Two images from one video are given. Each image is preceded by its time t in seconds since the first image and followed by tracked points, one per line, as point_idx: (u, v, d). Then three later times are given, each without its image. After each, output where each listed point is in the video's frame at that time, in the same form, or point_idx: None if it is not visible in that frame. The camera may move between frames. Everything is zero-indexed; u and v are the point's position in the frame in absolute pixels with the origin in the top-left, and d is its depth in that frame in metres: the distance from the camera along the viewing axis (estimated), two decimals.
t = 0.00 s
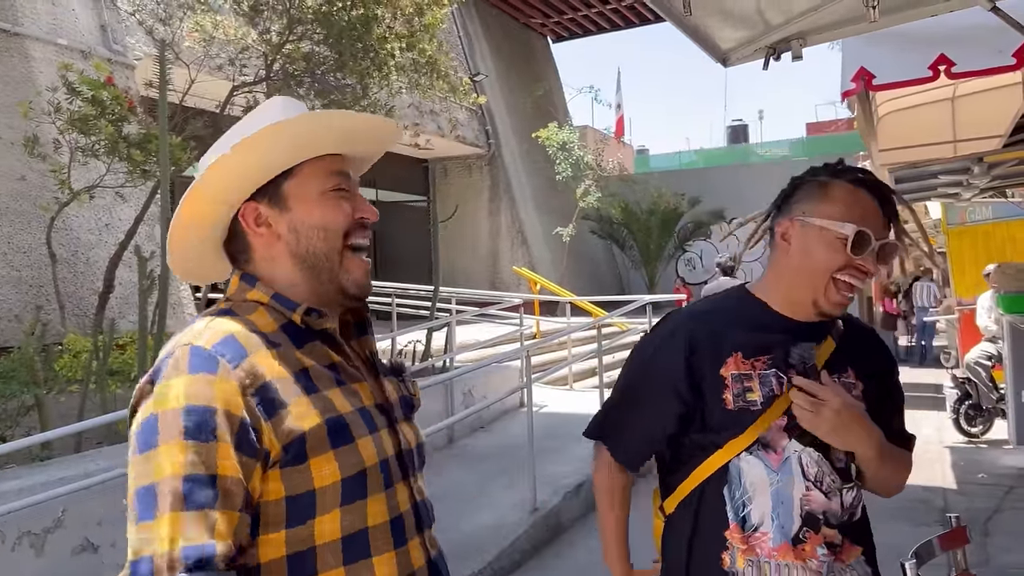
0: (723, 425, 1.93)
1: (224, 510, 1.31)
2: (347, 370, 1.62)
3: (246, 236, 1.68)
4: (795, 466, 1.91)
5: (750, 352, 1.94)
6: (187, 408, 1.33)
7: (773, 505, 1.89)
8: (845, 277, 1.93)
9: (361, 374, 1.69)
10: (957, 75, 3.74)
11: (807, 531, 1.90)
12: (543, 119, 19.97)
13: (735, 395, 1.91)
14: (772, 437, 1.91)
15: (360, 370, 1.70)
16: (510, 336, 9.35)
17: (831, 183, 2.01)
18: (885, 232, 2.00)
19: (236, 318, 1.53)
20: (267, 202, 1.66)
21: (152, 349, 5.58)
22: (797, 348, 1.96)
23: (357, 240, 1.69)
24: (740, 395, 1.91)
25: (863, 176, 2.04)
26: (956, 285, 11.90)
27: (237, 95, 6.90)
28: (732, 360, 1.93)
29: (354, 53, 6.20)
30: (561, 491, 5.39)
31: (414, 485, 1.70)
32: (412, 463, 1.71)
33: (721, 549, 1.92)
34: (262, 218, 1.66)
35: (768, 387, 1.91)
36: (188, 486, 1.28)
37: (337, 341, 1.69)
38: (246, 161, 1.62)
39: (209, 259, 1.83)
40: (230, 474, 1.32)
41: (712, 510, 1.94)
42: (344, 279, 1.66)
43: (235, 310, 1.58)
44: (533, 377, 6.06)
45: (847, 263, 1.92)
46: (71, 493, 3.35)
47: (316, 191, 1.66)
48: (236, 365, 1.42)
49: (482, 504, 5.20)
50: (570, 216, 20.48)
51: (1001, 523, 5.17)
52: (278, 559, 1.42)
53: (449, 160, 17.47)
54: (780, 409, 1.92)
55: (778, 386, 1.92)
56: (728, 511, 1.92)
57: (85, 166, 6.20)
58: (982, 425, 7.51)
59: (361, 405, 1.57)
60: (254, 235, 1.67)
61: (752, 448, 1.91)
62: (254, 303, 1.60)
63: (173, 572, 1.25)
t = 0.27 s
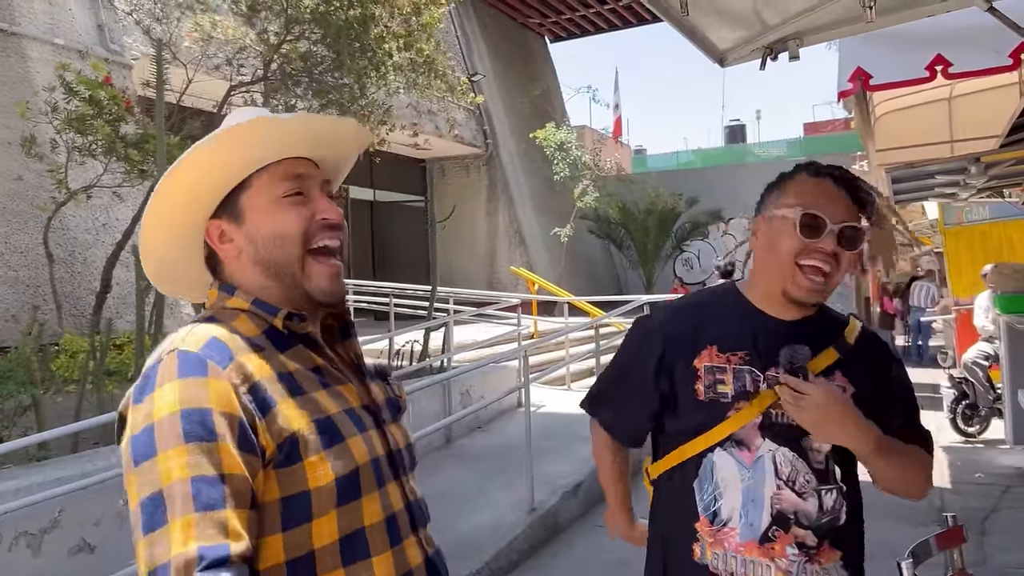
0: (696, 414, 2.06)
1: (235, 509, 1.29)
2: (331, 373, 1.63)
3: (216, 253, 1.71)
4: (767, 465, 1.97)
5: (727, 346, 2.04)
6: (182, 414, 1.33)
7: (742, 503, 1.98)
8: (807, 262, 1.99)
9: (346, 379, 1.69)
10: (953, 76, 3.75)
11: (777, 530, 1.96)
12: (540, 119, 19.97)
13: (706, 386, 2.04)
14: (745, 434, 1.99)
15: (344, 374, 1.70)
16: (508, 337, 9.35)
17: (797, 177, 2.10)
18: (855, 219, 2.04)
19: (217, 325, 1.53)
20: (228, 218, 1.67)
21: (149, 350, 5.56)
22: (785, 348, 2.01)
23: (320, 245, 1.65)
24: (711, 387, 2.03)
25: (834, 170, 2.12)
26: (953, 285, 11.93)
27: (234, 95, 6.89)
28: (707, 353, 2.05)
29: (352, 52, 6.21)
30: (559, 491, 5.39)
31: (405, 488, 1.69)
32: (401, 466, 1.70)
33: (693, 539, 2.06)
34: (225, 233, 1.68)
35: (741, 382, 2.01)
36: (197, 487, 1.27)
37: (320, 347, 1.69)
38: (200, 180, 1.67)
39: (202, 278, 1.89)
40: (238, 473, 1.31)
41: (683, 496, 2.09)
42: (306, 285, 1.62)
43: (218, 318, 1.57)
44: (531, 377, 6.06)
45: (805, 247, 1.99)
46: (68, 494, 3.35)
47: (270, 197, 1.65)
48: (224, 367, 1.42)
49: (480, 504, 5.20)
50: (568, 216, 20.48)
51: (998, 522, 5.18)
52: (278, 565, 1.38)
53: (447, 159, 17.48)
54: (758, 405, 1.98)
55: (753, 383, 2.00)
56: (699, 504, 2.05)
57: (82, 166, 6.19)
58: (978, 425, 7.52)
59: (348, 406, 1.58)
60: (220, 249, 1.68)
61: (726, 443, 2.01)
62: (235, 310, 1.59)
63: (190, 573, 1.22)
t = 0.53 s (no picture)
0: (665, 411, 2.10)
1: (232, 515, 1.28)
2: (329, 374, 1.63)
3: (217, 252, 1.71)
4: (732, 461, 2.00)
5: (694, 346, 2.09)
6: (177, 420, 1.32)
7: (708, 497, 2.01)
8: (757, 261, 2.03)
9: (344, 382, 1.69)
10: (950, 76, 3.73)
11: (740, 524, 1.97)
12: (538, 118, 19.97)
13: (673, 384, 2.08)
14: (712, 431, 2.03)
15: (342, 375, 1.70)
16: (505, 336, 9.36)
17: (731, 180, 2.15)
18: (794, 207, 2.08)
19: (211, 330, 1.53)
20: (229, 219, 1.67)
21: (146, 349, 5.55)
22: (747, 348, 2.03)
23: (321, 252, 1.64)
24: (678, 384, 2.08)
25: (764, 162, 2.16)
26: (949, 285, 11.95)
27: (231, 95, 6.88)
28: (675, 351, 2.10)
29: (349, 51, 6.21)
30: (555, 491, 5.39)
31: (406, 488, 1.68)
32: (401, 467, 1.69)
33: (663, 535, 2.08)
34: (225, 234, 1.68)
35: (707, 380, 2.05)
36: (194, 494, 1.26)
37: (317, 349, 1.69)
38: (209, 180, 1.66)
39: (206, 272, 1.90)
40: (234, 478, 1.30)
41: (654, 492, 2.11)
42: (304, 291, 1.62)
43: (213, 323, 1.57)
44: (528, 377, 6.05)
45: (747, 249, 2.04)
46: (64, 493, 3.35)
47: (271, 201, 1.64)
48: (219, 372, 1.41)
49: (477, 503, 5.20)
50: (566, 216, 20.49)
51: (994, 521, 5.19)
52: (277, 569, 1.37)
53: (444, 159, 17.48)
54: (723, 402, 2.01)
55: (718, 380, 2.04)
56: (668, 500, 2.07)
57: (79, 166, 6.17)
58: (975, 425, 7.54)
59: (348, 407, 1.58)
60: (221, 249, 1.69)
61: (695, 439, 2.04)
62: (230, 313, 1.59)
63: None
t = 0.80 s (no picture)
0: (627, 408, 2.11)
1: (247, 528, 1.30)
2: (358, 385, 1.57)
3: (281, 227, 1.61)
4: (688, 454, 2.00)
5: (652, 343, 2.08)
6: (210, 427, 1.31)
7: (667, 491, 2.02)
8: (693, 261, 2.02)
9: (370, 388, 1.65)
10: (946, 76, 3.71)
11: (697, 515, 1.97)
12: (535, 118, 19.96)
13: (633, 381, 2.09)
14: (669, 425, 2.03)
15: (367, 380, 1.66)
16: (501, 335, 9.36)
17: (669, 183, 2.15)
18: (722, 201, 2.03)
19: (250, 325, 1.48)
20: (312, 200, 1.60)
21: (141, 349, 5.54)
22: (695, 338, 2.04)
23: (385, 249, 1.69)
24: (638, 381, 2.08)
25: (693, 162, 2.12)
26: (945, 285, 11.98)
27: (228, 93, 6.86)
28: (634, 350, 2.10)
29: (346, 51, 6.21)
30: (550, 490, 5.39)
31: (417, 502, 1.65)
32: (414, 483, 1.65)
33: (632, 527, 2.10)
34: (304, 216, 1.60)
35: (663, 376, 2.05)
36: (213, 505, 1.28)
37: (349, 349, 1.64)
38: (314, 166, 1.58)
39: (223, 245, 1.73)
40: (255, 491, 1.31)
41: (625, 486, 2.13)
42: (373, 285, 1.67)
43: (249, 314, 1.53)
44: (524, 376, 6.04)
45: (679, 252, 2.03)
46: (59, 493, 3.33)
47: (359, 194, 1.65)
48: (256, 380, 1.38)
49: (473, 503, 5.19)
50: (562, 216, 20.49)
51: (989, 520, 5.20)
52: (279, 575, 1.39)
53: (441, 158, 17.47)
54: (675, 393, 2.03)
55: (674, 374, 2.04)
56: (634, 493, 2.09)
57: (74, 164, 6.15)
58: (970, 424, 7.55)
59: (369, 421, 1.54)
60: (292, 229, 1.60)
61: (655, 434, 2.05)
62: (269, 307, 1.55)
63: None
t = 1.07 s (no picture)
0: (599, 415, 2.06)
1: (298, 537, 1.12)
2: (398, 398, 1.39)
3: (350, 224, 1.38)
4: (657, 459, 1.95)
5: (621, 350, 2.04)
6: (286, 429, 1.11)
7: (637, 493, 1.98)
8: (653, 268, 1.98)
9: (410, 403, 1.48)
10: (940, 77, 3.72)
11: (667, 516, 1.94)
12: (530, 117, 19.96)
13: (603, 389, 2.04)
14: (638, 431, 1.98)
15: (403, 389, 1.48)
16: (496, 334, 9.36)
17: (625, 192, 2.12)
18: (678, 209, 2.01)
19: (318, 325, 1.27)
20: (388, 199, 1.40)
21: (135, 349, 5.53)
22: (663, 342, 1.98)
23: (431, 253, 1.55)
24: (607, 390, 2.03)
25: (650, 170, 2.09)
26: (938, 285, 12.03)
27: (222, 92, 6.85)
28: (603, 359, 2.05)
29: (341, 51, 6.21)
30: (545, 490, 5.37)
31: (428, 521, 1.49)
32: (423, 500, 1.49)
33: (609, 528, 2.07)
34: (379, 216, 1.39)
35: (632, 383, 2.00)
36: (276, 511, 1.09)
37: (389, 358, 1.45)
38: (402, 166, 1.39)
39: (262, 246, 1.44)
40: (313, 501, 1.13)
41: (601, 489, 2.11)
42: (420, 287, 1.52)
43: (312, 311, 1.30)
44: (519, 376, 6.02)
45: (638, 260, 2.00)
46: (51, 493, 3.31)
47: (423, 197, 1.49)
48: (331, 386, 1.19)
49: (468, 502, 5.19)
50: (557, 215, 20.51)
51: (982, 519, 5.21)
52: None
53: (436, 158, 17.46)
54: (644, 400, 1.98)
55: (642, 381, 2.00)
56: (610, 495, 2.06)
57: (67, 163, 6.13)
58: (963, 423, 7.57)
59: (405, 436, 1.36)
60: (363, 229, 1.38)
61: (625, 440, 2.01)
62: (330, 306, 1.34)
63: None
